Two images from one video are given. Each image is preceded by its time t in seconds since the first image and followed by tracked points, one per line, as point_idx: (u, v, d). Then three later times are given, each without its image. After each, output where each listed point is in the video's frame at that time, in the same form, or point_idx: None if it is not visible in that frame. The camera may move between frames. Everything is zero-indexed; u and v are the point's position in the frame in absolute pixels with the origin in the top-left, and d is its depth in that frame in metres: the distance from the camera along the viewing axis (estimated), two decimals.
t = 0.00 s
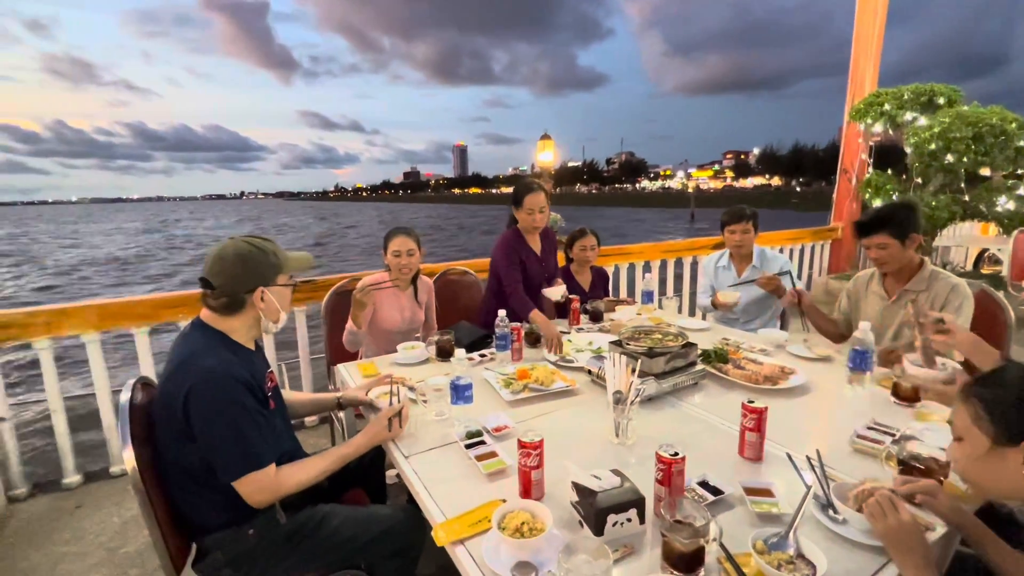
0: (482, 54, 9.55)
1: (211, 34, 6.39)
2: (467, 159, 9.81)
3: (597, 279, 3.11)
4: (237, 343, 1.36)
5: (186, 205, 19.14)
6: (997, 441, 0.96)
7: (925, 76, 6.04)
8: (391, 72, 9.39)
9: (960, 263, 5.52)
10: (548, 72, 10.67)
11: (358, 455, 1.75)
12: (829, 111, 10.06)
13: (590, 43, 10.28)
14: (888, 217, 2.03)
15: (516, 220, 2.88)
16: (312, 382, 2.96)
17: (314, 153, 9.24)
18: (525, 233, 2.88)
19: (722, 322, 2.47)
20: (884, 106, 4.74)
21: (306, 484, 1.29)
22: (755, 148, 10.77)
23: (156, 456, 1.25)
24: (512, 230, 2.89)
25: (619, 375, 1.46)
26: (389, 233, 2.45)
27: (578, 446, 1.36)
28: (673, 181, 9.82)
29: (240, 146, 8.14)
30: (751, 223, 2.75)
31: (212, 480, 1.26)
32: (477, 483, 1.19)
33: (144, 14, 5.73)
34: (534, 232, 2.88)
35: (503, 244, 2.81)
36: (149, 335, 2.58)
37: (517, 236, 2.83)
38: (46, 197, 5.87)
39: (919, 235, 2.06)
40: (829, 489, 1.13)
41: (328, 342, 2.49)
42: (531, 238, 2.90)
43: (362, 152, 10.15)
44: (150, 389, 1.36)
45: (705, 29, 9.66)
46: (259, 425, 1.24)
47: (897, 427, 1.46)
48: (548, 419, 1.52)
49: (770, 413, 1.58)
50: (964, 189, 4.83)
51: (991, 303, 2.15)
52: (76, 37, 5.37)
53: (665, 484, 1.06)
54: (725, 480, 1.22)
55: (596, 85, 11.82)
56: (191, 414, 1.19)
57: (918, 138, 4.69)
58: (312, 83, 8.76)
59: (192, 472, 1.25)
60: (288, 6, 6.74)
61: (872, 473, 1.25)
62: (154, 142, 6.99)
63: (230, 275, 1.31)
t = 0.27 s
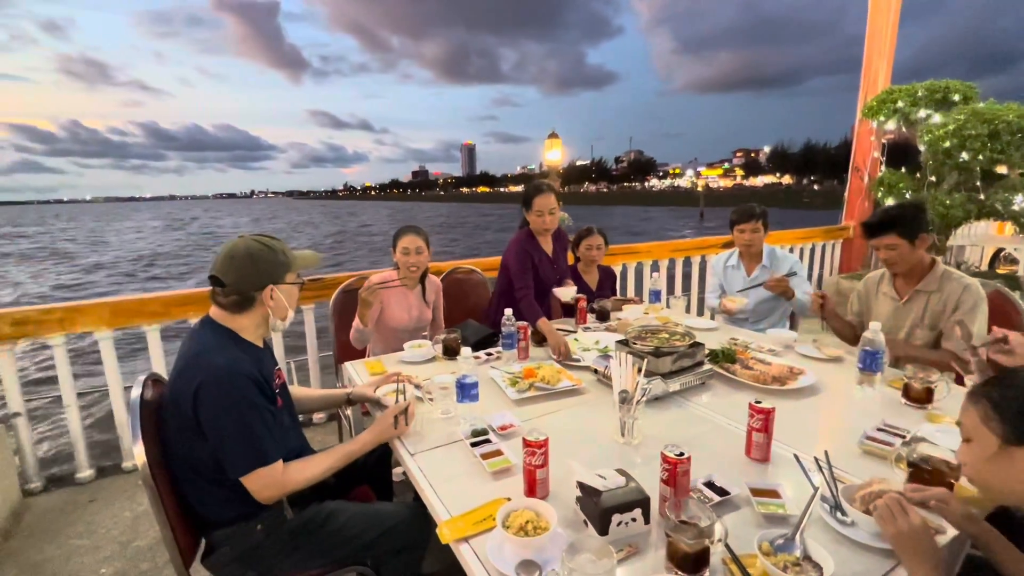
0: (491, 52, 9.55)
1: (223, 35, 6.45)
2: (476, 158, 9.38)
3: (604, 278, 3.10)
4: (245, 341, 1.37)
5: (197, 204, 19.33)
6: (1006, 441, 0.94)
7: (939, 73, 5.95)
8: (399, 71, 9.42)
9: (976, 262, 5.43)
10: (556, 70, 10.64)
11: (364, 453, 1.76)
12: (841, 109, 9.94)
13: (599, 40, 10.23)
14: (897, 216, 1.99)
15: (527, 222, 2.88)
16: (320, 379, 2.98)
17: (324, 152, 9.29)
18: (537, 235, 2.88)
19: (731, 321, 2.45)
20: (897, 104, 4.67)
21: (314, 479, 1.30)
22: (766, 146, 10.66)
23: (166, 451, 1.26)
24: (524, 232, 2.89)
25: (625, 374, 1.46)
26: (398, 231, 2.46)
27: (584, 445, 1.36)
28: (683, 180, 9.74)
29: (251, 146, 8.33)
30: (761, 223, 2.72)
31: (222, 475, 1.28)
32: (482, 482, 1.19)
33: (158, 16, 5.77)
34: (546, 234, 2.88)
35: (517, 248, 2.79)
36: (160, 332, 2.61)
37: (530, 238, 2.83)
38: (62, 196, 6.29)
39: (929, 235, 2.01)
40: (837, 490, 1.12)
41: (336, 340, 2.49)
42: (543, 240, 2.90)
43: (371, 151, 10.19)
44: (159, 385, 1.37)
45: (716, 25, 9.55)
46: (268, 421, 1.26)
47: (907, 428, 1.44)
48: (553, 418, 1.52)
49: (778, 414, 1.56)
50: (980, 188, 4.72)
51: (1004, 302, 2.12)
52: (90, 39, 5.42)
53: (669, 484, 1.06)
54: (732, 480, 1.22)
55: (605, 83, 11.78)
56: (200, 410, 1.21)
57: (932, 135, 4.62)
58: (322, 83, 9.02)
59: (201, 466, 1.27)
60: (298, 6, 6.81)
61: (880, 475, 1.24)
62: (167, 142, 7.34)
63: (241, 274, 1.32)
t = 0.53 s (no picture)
0: (498, 51, 9.56)
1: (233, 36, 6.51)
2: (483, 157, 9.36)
3: (611, 276, 3.09)
4: (252, 338, 1.38)
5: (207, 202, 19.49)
6: (1015, 442, 0.93)
7: (952, 69, 5.87)
8: (407, 71, 9.45)
9: (989, 261, 5.36)
10: (563, 69, 10.63)
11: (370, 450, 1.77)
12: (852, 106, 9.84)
13: (606, 39, 10.21)
14: (907, 216, 1.95)
15: (535, 221, 2.87)
16: (328, 378, 3.00)
17: (332, 151, 9.25)
18: (544, 234, 2.88)
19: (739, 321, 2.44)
20: (909, 101, 4.58)
21: (320, 475, 1.31)
22: (775, 145, 10.59)
23: (175, 447, 1.27)
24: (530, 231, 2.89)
25: (631, 373, 1.45)
26: (404, 230, 2.46)
27: (590, 444, 1.36)
28: (691, 179, 9.70)
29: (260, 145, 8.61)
30: (769, 223, 2.70)
31: (230, 470, 1.29)
32: (488, 480, 1.19)
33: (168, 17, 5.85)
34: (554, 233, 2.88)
35: (524, 246, 2.80)
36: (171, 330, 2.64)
37: (537, 237, 2.83)
38: (74, 195, 6.38)
39: (939, 235, 1.98)
40: (845, 491, 1.11)
41: (343, 338, 2.51)
42: (550, 239, 2.90)
43: (378, 151, 10.22)
44: (169, 382, 1.39)
45: (725, 23, 9.47)
46: (275, 417, 1.26)
47: (917, 430, 1.43)
48: (559, 417, 1.52)
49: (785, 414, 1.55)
50: (993, 186, 4.67)
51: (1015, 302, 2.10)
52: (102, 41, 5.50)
53: (676, 484, 1.06)
54: (739, 480, 1.21)
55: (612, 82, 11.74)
56: (209, 405, 1.22)
57: (945, 133, 4.55)
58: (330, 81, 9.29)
59: (210, 462, 1.28)
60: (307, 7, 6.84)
61: (889, 476, 1.23)
62: (177, 141, 7.60)
63: (246, 268, 1.33)
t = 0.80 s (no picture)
0: (505, 50, 9.54)
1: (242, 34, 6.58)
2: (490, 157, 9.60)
3: (617, 276, 3.08)
4: (259, 335, 1.38)
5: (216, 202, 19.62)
6: None
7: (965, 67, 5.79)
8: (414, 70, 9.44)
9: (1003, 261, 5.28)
10: (571, 67, 10.58)
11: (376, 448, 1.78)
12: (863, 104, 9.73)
13: (614, 37, 10.15)
14: (915, 216, 1.93)
15: (537, 218, 2.88)
16: (334, 377, 3.00)
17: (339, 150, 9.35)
18: (547, 230, 2.88)
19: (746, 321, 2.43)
20: (920, 99, 4.53)
21: (326, 471, 1.31)
22: (784, 143, 10.49)
23: (184, 442, 1.28)
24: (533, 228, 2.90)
25: (637, 373, 1.45)
26: (408, 230, 2.47)
27: (596, 444, 1.35)
28: (699, 178, 9.63)
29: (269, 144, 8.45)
30: (777, 223, 2.68)
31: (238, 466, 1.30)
32: (494, 479, 1.19)
33: (178, 16, 5.88)
34: (557, 229, 2.88)
35: (527, 245, 2.82)
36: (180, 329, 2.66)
37: (539, 235, 2.84)
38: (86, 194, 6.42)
39: (949, 235, 1.95)
40: (853, 492, 1.10)
41: (350, 336, 2.52)
42: (553, 235, 2.91)
43: (385, 151, 10.12)
44: (178, 379, 1.40)
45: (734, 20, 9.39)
46: (282, 413, 1.27)
47: (928, 432, 1.41)
48: (564, 417, 1.52)
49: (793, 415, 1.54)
50: (1007, 185, 4.62)
51: None
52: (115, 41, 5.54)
53: (682, 484, 1.05)
54: (746, 481, 1.20)
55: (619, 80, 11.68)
56: (217, 402, 1.23)
57: (957, 131, 4.50)
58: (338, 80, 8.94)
59: (218, 457, 1.29)
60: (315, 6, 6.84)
61: (898, 477, 1.22)
62: (186, 141, 7.42)
63: (255, 263, 1.35)
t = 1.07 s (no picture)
0: (511, 49, 9.56)
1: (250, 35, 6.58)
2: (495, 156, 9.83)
3: (623, 275, 3.06)
4: (268, 333, 1.39)
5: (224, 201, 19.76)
6: None
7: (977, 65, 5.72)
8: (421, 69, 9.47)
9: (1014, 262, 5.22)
10: (577, 66, 10.58)
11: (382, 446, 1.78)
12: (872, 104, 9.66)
13: (621, 36, 10.13)
14: (923, 216, 1.91)
15: (535, 214, 2.89)
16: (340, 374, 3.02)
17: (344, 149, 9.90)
18: (546, 225, 2.90)
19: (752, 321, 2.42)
20: (930, 97, 4.48)
21: (333, 468, 1.32)
22: (791, 142, 10.44)
23: (192, 439, 1.29)
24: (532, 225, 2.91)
25: (642, 372, 1.45)
26: (413, 229, 2.47)
27: (601, 443, 1.35)
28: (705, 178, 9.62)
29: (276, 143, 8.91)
30: (784, 223, 2.66)
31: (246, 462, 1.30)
32: (499, 477, 1.20)
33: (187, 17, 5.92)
34: (553, 224, 2.88)
35: (524, 241, 2.83)
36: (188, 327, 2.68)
37: (537, 231, 2.85)
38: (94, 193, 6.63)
39: (958, 235, 1.93)
40: (861, 494, 1.09)
41: (356, 336, 2.54)
42: (553, 231, 2.91)
43: (390, 149, 10.54)
44: (186, 375, 1.41)
45: (742, 19, 9.34)
46: (289, 410, 1.28)
47: (936, 432, 1.40)
48: (569, 416, 1.52)
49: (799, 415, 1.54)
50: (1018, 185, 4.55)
51: None
52: (125, 42, 5.63)
53: (687, 483, 1.05)
54: (751, 481, 1.20)
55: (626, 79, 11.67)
56: (225, 398, 1.24)
57: (967, 130, 4.42)
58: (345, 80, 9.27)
59: (226, 454, 1.30)
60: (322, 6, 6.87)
61: (906, 477, 1.21)
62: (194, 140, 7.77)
63: (269, 260, 1.36)
